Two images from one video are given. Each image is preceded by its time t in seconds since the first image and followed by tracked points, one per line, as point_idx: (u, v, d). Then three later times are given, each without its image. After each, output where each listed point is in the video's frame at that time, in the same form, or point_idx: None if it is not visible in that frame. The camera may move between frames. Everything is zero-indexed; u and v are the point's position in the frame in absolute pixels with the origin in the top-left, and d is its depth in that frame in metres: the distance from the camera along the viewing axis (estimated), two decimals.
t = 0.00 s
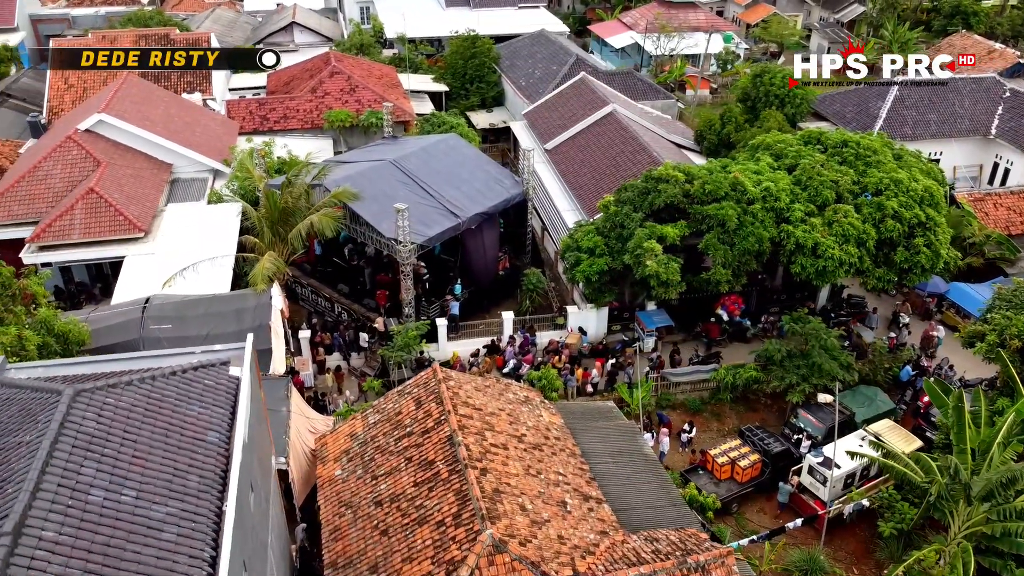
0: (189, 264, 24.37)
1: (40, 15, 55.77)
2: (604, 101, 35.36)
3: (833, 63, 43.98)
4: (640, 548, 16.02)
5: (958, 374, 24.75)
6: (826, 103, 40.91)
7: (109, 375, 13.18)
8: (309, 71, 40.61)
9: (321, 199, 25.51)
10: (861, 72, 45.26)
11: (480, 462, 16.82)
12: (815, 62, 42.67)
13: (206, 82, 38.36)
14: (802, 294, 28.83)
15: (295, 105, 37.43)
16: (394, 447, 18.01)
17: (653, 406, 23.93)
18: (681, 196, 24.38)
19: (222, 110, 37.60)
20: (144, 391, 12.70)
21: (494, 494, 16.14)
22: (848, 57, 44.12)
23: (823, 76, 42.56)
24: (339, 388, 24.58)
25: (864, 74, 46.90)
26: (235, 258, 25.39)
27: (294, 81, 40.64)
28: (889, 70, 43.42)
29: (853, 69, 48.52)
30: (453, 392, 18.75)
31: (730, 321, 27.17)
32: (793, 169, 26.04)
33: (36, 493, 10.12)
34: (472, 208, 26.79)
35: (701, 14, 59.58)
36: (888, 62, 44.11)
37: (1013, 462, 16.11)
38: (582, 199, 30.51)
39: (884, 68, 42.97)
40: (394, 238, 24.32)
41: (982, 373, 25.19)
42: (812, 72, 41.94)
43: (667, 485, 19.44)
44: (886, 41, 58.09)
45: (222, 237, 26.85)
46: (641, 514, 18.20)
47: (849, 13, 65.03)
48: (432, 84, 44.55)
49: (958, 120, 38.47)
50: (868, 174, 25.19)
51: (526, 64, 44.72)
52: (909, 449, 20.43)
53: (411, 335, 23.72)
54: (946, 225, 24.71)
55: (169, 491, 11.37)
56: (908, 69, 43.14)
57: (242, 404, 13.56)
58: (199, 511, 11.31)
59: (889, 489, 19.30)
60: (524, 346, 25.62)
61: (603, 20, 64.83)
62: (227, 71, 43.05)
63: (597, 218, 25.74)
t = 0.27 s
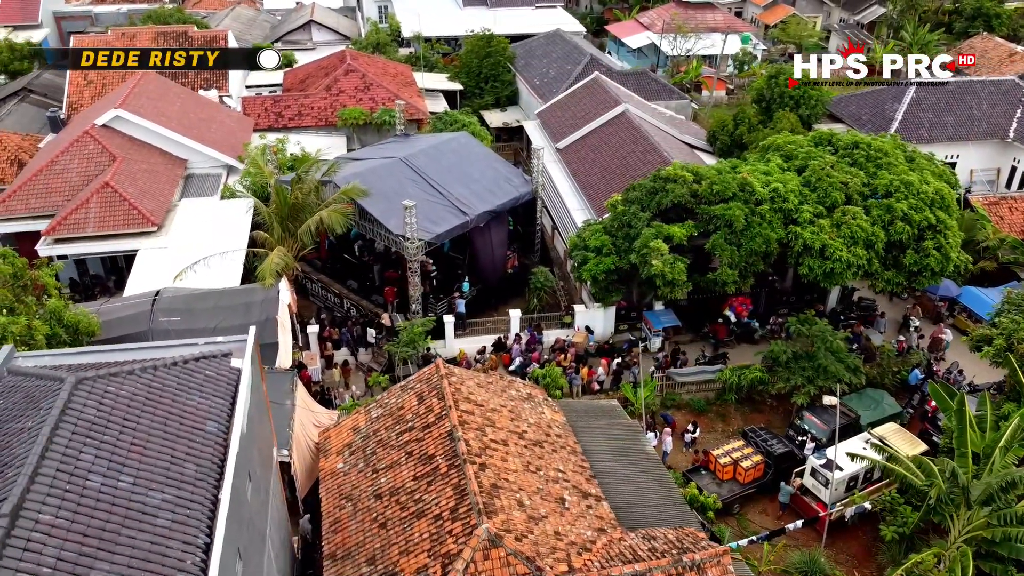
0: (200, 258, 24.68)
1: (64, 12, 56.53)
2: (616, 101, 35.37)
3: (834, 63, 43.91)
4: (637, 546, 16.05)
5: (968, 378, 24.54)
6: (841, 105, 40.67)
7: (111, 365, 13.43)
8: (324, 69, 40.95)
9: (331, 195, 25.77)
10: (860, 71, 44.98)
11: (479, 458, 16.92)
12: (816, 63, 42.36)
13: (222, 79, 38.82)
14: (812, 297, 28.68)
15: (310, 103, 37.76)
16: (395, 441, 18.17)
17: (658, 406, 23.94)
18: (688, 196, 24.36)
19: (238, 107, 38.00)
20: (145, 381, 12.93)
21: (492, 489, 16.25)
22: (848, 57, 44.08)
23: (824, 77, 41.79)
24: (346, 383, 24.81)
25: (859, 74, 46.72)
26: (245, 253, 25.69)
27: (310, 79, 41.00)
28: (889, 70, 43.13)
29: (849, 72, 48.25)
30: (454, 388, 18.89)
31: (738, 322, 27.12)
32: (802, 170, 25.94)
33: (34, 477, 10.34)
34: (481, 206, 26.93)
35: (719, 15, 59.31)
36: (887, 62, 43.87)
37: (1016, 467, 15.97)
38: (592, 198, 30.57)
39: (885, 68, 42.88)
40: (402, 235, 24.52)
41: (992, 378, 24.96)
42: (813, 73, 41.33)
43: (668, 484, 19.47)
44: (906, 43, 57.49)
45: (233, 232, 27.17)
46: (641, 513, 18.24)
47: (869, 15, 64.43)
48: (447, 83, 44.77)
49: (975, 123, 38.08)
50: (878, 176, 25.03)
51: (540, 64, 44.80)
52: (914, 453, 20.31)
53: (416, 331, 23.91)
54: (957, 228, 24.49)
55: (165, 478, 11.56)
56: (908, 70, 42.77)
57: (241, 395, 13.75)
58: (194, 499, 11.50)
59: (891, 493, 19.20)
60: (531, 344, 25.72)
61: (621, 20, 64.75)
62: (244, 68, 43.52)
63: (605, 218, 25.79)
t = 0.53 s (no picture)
0: (211, 253, 24.99)
1: (87, 9, 57.49)
2: (629, 100, 35.35)
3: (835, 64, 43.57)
4: (634, 543, 16.08)
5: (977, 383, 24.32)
6: (858, 107, 40.41)
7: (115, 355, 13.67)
8: (340, 67, 41.25)
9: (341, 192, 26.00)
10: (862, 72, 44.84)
11: (478, 453, 17.04)
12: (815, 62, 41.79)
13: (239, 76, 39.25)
14: (823, 299, 28.49)
15: (325, 100, 38.05)
16: (397, 436, 18.33)
17: (663, 406, 23.93)
18: (696, 197, 24.33)
19: (254, 104, 38.37)
20: (147, 371, 13.15)
21: (490, 484, 16.35)
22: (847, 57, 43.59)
23: (826, 76, 41.36)
24: (353, 378, 25.03)
25: (858, 74, 46.59)
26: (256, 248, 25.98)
27: (326, 76, 41.31)
28: (889, 68, 42.85)
29: (848, 73, 48.00)
30: (456, 384, 19.00)
31: (745, 324, 27.05)
32: (813, 172, 25.82)
33: (33, 462, 10.56)
34: (490, 204, 27.05)
35: (737, 15, 59.00)
36: (887, 62, 43.65)
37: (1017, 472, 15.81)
38: (602, 197, 30.57)
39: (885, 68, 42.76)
40: (410, 232, 24.70)
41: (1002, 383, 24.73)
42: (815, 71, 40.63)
43: (669, 483, 19.48)
44: (927, 45, 56.84)
45: (245, 227, 27.49)
46: (640, 511, 18.28)
47: (890, 16, 63.77)
48: (462, 81, 44.94)
49: (993, 126, 37.64)
50: (889, 178, 24.86)
51: (555, 63, 44.83)
52: (919, 457, 20.18)
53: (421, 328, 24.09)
54: (968, 232, 24.27)
55: (163, 466, 11.76)
56: (909, 68, 42.84)
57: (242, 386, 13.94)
58: (190, 487, 11.68)
59: (893, 497, 19.09)
60: (537, 343, 25.78)
61: (638, 20, 64.62)
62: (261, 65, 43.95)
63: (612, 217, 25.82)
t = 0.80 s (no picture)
0: (222, 247, 25.30)
1: (109, 7, 58.76)
2: (642, 100, 35.33)
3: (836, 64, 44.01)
4: (630, 541, 16.12)
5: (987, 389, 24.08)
6: (875, 109, 40.11)
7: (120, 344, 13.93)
8: (356, 65, 41.55)
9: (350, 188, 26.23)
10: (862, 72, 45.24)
11: (477, 448, 17.16)
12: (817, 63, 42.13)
13: (256, 73, 39.68)
14: (833, 301, 28.31)
15: (339, 98, 38.36)
16: (398, 430, 18.49)
17: (668, 406, 23.93)
18: (704, 197, 24.30)
19: (269, 101, 38.76)
20: (149, 361, 13.39)
21: (488, 479, 16.46)
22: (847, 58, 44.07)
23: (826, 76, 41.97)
24: (360, 373, 25.24)
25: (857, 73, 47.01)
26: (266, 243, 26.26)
27: (342, 74, 41.63)
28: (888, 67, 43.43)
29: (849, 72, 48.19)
30: (458, 379, 19.12)
31: (753, 325, 26.96)
32: (823, 173, 25.69)
33: (33, 447, 10.82)
34: (498, 202, 27.17)
35: (756, 16, 58.70)
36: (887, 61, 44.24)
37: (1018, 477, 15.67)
38: (612, 197, 30.60)
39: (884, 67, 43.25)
40: (418, 229, 24.88)
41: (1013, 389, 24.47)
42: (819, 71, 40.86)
43: (670, 482, 19.50)
44: (948, 47, 56.25)
45: (256, 222, 27.81)
46: (639, 510, 18.32)
47: (912, 18, 63.19)
48: (477, 80, 45.12)
49: (1011, 130, 37.23)
50: (899, 180, 24.69)
51: (571, 62, 44.87)
52: (924, 460, 20.05)
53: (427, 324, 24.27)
54: (980, 235, 24.03)
55: (161, 453, 11.97)
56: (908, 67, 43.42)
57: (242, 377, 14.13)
58: (187, 474, 11.89)
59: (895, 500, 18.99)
60: (544, 341, 25.83)
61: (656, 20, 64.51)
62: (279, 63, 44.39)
63: (620, 216, 25.84)
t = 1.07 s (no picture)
0: (232, 241, 25.62)
1: (132, 4, 59.33)
2: (654, 100, 35.29)
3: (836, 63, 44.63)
4: (627, 538, 16.17)
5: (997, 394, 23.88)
6: (891, 110, 39.81)
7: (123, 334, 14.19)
8: (371, 63, 41.82)
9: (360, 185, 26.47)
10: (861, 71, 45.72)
11: (477, 444, 17.27)
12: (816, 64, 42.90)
13: (272, 71, 40.09)
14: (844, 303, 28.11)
15: (354, 96, 38.66)
16: (400, 424, 18.65)
17: (672, 406, 23.94)
18: (712, 197, 24.26)
19: (285, 98, 39.13)
20: (151, 351, 13.64)
21: (486, 474, 16.57)
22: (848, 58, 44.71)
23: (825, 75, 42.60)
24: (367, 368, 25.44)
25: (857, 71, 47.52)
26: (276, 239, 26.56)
27: (357, 72, 41.93)
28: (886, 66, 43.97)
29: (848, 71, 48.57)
30: (460, 375, 19.26)
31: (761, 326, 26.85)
32: (832, 175, 25.57)
33: (34, 432, 11.08)
34: (507, 201, 27.29)
35: (775, 17, 58.42)
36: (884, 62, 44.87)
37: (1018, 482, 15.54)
38: (622, 197, 30.64)
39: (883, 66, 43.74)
40: (426, 226, 25.06)
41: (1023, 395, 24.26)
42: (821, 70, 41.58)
43: (671, 481, 19.51)
44: (969, 49, 55.63)
45: (268, 217, 28.14)
46: (639, 507, 18.35)
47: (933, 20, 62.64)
48: (492, 79, 45.27)
49: None
50: (910, 182, 24.52)
51: (585, 62, 44.89)
52: (928, 464, 19.91)
53: (433, 320, 24.47)
54: (991, 238, 23.79)
55: (159, 441, 12.19)
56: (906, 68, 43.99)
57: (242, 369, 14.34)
58: (184, 463, 12.11)
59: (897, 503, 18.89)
60: (550, 339, 25.87)
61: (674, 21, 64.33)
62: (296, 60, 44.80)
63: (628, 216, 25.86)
